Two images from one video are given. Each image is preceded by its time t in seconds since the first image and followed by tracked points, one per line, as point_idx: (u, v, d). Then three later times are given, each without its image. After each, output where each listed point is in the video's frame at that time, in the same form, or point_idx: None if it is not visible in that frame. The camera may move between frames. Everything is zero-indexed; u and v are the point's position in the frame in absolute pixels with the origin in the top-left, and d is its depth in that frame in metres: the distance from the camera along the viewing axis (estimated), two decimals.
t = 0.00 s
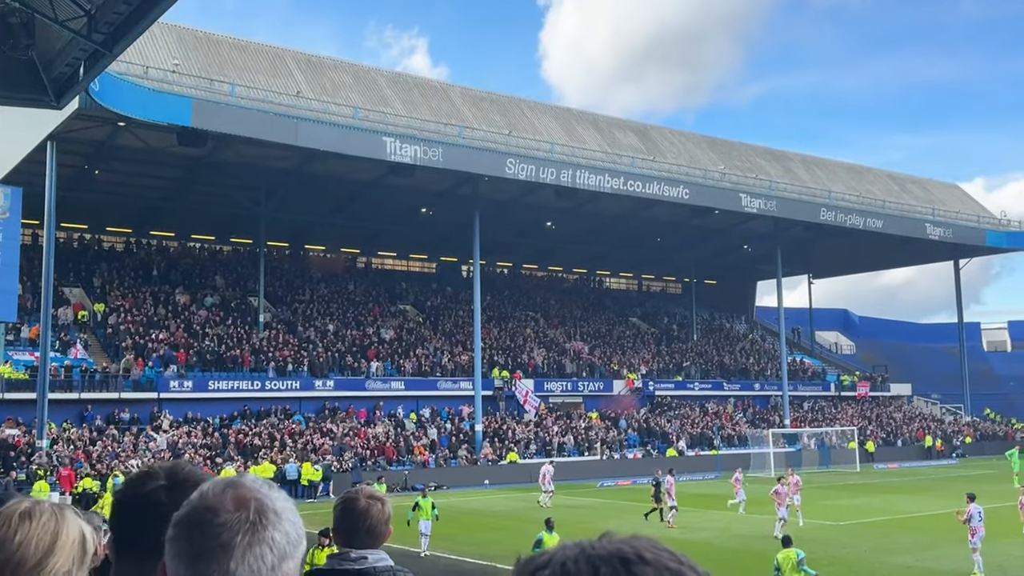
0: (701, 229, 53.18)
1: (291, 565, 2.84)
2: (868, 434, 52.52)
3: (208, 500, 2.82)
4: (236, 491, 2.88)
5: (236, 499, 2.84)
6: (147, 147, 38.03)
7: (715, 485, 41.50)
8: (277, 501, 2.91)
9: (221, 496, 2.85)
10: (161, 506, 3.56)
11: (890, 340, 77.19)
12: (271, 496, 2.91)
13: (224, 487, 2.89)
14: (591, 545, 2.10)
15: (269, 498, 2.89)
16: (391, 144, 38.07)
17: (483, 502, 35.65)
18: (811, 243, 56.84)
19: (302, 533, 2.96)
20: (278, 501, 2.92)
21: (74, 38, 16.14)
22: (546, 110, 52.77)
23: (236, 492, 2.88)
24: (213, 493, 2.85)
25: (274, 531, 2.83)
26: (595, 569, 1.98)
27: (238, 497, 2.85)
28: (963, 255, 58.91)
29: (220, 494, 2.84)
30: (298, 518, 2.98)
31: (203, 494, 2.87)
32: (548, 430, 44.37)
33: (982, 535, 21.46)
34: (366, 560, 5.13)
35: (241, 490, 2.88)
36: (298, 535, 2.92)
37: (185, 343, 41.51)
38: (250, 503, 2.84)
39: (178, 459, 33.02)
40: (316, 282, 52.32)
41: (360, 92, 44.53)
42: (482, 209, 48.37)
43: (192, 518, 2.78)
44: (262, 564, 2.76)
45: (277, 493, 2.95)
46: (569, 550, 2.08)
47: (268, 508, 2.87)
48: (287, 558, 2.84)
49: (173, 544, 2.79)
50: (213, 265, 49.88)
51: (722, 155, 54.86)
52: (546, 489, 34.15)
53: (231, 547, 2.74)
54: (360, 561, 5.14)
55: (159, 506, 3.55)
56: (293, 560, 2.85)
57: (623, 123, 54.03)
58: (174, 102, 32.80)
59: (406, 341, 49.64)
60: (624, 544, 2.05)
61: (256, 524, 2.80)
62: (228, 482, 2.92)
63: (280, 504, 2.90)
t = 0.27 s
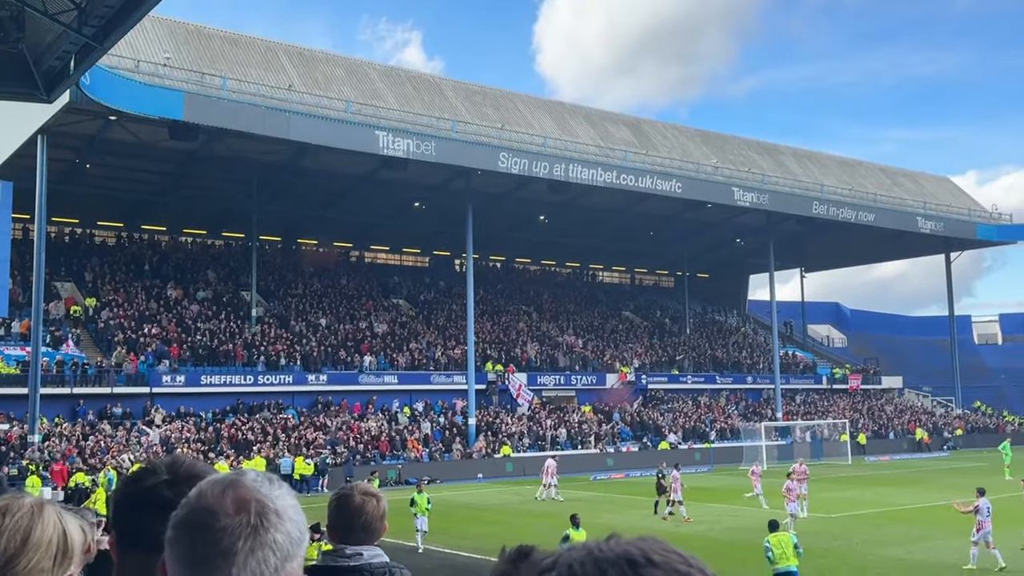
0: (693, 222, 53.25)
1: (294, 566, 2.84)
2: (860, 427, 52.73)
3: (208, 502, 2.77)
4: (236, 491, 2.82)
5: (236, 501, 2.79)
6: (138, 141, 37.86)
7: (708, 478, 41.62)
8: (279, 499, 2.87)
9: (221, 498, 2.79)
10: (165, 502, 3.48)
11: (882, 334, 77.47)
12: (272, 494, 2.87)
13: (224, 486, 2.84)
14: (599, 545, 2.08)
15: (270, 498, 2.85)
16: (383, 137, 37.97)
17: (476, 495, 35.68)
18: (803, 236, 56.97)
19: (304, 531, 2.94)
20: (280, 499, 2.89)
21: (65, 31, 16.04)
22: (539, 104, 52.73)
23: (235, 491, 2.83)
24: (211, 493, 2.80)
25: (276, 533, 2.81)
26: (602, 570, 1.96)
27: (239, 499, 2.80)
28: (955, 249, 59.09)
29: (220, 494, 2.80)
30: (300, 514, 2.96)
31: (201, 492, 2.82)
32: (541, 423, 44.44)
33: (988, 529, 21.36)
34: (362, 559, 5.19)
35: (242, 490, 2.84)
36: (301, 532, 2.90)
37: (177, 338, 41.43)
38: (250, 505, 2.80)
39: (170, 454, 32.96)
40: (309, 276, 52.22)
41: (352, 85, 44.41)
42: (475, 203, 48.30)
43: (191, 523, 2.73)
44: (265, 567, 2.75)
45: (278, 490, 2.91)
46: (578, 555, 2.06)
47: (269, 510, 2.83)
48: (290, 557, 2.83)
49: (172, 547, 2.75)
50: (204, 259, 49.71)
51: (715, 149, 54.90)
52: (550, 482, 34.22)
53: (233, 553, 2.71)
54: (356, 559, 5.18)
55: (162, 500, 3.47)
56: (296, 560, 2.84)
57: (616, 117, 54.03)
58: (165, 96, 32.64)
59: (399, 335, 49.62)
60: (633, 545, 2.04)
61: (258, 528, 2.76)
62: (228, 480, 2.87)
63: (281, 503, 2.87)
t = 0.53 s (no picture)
0: (689, 215, 53.28)
1: (310, 567, 2.82)
2: (855, 419, 52.93)
3: (223, 502, 2.75)
4: (252, 491, 2.80)
5: (252, 501, 2.77)
6: (132, 135, 37.72)
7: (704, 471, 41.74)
8: (295, 498, 2.86)
9: (235, 498, 2.78)
10: (167, 497, 3.31)
11: (877, 326, 77.71)
12: (289, 494, 2.85)
13: (239, 485, 2.82)
14: (632, 549, 2.04)
15: (286, 497, 2.82)
16: (379, 131, 37.88)
17: (473, 488, 35.74)
18: (798, 229, 57.06)
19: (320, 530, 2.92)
20: (296, 498, 2.87)
21: (59, 25, 15.94)
22: (535, 97, 52.69)
23: (251, 491, 2.81)
24: (227, 494, 2.78)
25: (293, 533, 2.79)
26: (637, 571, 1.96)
27: (254, 499, 2.78)
28: (949, 241, 59.23)
29: (234, 495, 2.78)
30: (316, 514, 2.93)
31: (216, 492, 2.80)
32: (537, 416, 44.52)
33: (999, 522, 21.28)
34: (365, 553, 5.22)
35: (258, 489, 2.81)
36: (317, 532, 2.88)
37: (173, 332, 41.40)
38: (267, 505, 2.78)
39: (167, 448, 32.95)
40: (304, 270, 52.18)
41: (347, 78, 44.30)
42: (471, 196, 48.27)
43: (206, 523, 2.71)
44: (282, 569, 2.73)
45: (294, 489, 2.89)
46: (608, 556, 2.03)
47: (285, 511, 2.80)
48: (308, 557, 2.82)
49: (186, 547, 2.73)
50: (200, 254, 49.60)
51: (710, 142, 54.92)
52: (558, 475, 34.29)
53: (249, 554, 2.69)
54: (359, 553, 5.21)
55: (164, 496, 3.30)
56: (313, 560, 2.83)
57: (612, 110, 54.02)
58: (160, 90, 32.52)
59: (395, 328, 49.66)
60: (666, 548, 2.01)
61: (275, 528, 2.75)
62: (243, 479, 2.85)
63: (298, 503, 2.84)
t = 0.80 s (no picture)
0: (688, 208, 53.24)
1: (330, 562, 2.81)
2: (854, 412, 52.97)
3: (242, 496, 2.73)
4: (271, 484, 2.79)
5: (272, 495, 2.75)
6: (131, 129, 37.63)
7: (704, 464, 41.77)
8: (314, 493, 2.84)
9: (255, 492, 2.76)
10: (162, 488, 3.16)
11: (876, 318, 77.74)
12: (308, 489, 2.83)
13: (257, 479, 2.81)
14: (674, 545, 1.96)
15: (306, 491, 2.81)
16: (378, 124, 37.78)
17: (474, 482, 35.77)
18: (798, 221, 57.00)
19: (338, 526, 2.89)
20: (315, 492, 2.85)
21: (58, 18, 15.84)
22: (534, 90, 52.61)
23: (270, 484, 2.80)
24: (246, 487, 2.77)
25: (313, 527, 2.77)
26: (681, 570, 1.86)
27: (274, 493, 2.76)
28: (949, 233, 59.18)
29: (254, 488, 2.76)
30: (334, 509, 2.91)
31: (235, 485, 2.78)
32: (537, 409, 44.53)
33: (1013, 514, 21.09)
34: (375, 547, 5.22)
35: (276, 483, 2.80)
36: (335, 528, 2.86)
37: (173, 327, 41.39)
38: (287, 498, 2.76)
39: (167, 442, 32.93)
40: (304, 264, 52.14)
41: (346, 72, 44.22)
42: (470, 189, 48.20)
43: (225, 517, 2.69)
44: (302, 564, 2.71)
45: (313, 485, 2.88)
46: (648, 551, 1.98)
47: (305, 505, 2.78)
48: (327, 552, 2.80)
49: (205, 541, 2.71)
50: (200, 248, 49.54)
51: (710, 134, 54.85)
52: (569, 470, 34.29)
53: (270, 549, 2.67)
54: (369, 548, 5.19)
55: (157, 487, 3.14)
56: (333, 556, 2.81)
57: (611, 103, 53.96)
58: (158, 84, 32.42)
59: (395, 322, 49.65)
60: (711, 544, 1.94)
61: (296, 522, 2.73)
62: (261, 474, 2.83)
63: (318, 498, 2.83)
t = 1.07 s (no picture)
0: (690, 201, 53.15)
1: (323, 553, 2.78)
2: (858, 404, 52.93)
3: (233, 488, 2.72)
4: (261, 477, 2.78)
5: (262, 486, 2.74)
6: (132, 124, 37.58)
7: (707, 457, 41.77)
8: (305, 484, 2.83)
9: (245, 484, 2.75)
10: (140, 494, 3.11)
11: (879, 310, 77.66)
12: (299, 480, 2.82)
13: (247, 472, 2.80)
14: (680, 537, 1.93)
15: (296, 482, 2.80)
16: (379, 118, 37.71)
17: (477, 475, 35.79)
18: (801, 214, 56.90)
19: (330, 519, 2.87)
20: (306, 483, 2.84)
21: (58, 13, 15.80)
22: (535, 83, 52.53)
23: (259, 477, 2.79)
24: (236, 479, 2.76)
25: (304, 518, 2.75)
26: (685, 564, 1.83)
27: (264, 484, 2.75)
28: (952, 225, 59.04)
29: (244, 480, 2.75)
30: (326, 502, 2.89)
31: (225, 479, 2.78)
32: (540, 402, 44.53)
33: None
34: (381, 540, 5.23)
35: (267, 475, 2.79)
36: (326, 520, 2.83)
37: (175, 321, 41.41)
38: (277, 489, 2.74)
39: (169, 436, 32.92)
40: (306, 258, 52.14)
41: (347, 65, 44.16)
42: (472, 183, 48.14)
43: (215, 509, 2.68)
44: (294, 555, 2.69)
45: (304, 476, 2.86)
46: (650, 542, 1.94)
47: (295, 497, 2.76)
48: (320, 545, 2.77)
49: (195, 534, 2.70)
50: (202, 243, 49.55)
51: (712, 127, 54.75)
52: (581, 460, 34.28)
53: (261, 540, 2.65)
54: (373, 542, 5.20)
55: (134, 494, 3.10)
56: (325, 547, 2.79)
57: (613, 96, 53.86)
58: (159, 78, 32.38)
59: (397, 316, 49.64)
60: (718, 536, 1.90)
61: (287, 512, 2.71)
62: (252, 466, 2.83)
63: (309, 489, 2.81)
